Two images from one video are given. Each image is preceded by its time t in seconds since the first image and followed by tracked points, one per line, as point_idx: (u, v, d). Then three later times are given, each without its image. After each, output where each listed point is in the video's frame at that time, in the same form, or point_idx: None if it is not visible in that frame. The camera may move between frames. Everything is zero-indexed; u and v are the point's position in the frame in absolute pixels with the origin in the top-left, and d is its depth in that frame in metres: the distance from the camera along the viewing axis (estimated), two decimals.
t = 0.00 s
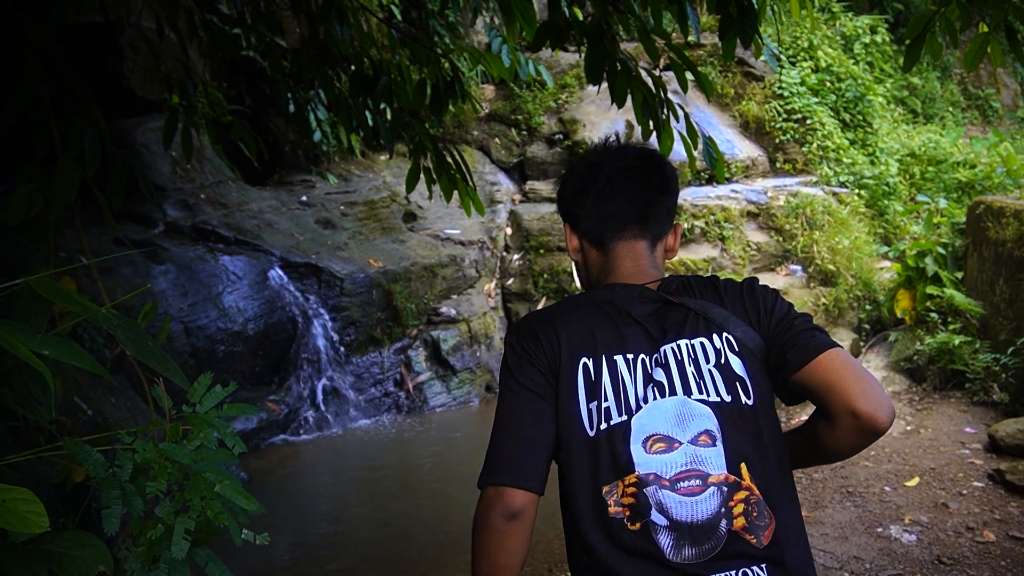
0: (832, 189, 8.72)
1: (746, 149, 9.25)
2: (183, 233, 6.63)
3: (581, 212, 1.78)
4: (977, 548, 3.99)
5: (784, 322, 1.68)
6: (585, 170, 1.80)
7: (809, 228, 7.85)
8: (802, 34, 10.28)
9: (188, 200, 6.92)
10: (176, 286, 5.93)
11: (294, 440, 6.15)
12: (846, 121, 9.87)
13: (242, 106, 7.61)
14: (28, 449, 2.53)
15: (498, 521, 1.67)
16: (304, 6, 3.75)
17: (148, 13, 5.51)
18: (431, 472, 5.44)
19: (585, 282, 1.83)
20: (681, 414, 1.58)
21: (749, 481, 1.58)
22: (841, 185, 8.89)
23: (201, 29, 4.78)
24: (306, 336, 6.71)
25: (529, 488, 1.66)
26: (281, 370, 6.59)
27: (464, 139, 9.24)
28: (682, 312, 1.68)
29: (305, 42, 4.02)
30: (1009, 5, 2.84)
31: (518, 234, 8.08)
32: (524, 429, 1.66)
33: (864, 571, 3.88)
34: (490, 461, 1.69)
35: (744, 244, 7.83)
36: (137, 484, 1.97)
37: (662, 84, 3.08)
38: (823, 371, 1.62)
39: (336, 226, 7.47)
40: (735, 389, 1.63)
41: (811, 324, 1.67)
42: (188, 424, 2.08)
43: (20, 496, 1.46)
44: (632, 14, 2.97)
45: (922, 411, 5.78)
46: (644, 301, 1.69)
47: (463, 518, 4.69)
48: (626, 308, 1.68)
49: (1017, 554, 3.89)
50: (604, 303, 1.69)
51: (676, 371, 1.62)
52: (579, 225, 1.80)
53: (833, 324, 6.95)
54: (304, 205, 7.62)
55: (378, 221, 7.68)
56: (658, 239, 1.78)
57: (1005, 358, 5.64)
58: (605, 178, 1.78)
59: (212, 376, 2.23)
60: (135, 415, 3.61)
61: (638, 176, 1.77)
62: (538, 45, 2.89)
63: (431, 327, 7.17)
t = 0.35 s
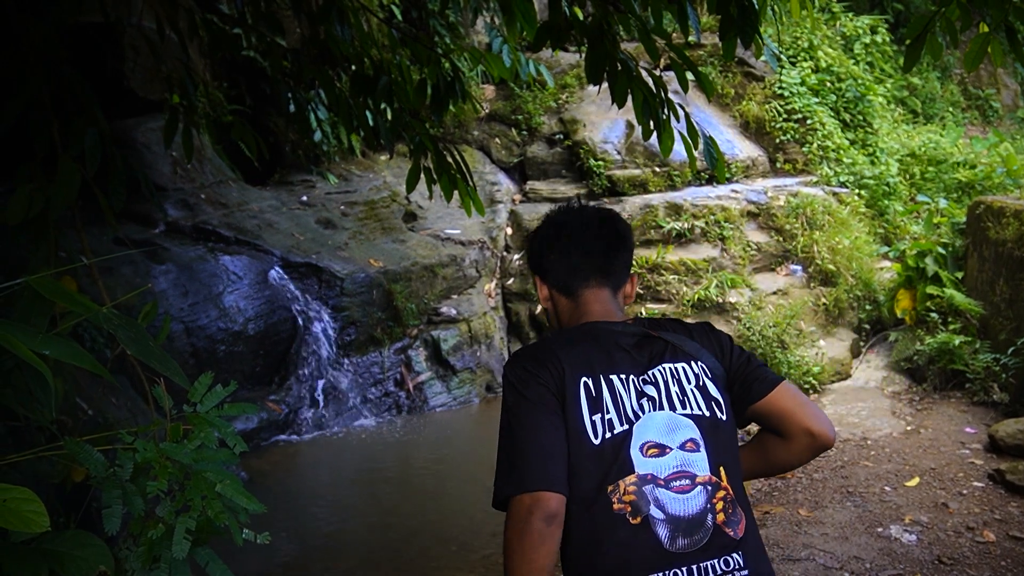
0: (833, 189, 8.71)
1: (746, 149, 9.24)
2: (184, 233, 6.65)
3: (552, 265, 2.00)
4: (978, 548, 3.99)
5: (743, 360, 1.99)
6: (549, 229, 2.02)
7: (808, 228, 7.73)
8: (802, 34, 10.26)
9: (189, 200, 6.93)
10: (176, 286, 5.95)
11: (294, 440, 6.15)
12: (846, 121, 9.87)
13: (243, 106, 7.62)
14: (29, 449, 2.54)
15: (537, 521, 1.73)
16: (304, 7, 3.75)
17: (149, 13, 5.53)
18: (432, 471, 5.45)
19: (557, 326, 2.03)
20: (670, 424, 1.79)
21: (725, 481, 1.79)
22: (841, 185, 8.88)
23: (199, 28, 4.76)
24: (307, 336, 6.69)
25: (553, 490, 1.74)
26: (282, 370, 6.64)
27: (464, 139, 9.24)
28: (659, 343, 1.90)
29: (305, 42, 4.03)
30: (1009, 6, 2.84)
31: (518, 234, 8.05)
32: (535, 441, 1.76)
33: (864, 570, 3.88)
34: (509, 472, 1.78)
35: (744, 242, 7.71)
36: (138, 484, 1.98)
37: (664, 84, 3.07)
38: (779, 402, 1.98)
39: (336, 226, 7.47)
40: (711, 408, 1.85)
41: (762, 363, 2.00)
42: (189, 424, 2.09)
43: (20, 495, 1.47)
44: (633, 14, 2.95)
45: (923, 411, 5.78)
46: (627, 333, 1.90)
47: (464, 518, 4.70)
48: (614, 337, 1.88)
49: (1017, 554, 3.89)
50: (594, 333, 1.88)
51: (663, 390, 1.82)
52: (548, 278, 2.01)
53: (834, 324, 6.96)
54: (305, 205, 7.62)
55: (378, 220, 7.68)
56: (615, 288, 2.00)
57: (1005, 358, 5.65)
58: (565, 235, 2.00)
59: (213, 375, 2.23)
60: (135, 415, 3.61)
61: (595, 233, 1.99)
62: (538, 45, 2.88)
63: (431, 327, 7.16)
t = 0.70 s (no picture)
0: (832, 189, 8.71)
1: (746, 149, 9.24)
2: (184, 233, 6.65)
3: (566, 248, 2.47)
4: (978, 547, 3.99)
5: (708, 321, 2.39)
6: (566, 224, 2.51)
7: (809, 228, 7.73)
8: (802, 34, 10.26)
9: (189, 200, 6.94)
10: (176, 285, 5.95)
11: (294, 439, 6.14)
12: (845, 121, 9.86)
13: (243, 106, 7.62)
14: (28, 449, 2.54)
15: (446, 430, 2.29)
16: (305, 7, 3.75)
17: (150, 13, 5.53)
18: (432, 470, 5.45)
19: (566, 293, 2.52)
20: (625, 382, 2.27)
21: (659, 428, 2.26)
22: (841, 185, 8.89)
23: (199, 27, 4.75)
24: (308, 335, 6.72)
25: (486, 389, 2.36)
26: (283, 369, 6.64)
27: (464, 139, 9.23)
28: (637, 317, 2.33)
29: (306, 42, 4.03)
30: (1009, 6, 2.84)
31: (518, 233, 8.04)
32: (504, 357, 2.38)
33: (864, 570, 3.87)
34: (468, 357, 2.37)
35: (744, 242, 7.70)
36: (138, 483, 1.99)
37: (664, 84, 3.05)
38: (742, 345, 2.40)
39: (336, 225, 7.48)
40: (663, 370, 2.30)
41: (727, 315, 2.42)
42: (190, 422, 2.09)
43: (20, 493, 1.47)
44: (633, 13, 2.94)
45: (923, 412, 5.78)
46: (613, 305, 2.35)
47: (464, 517, 4.70)
48: (603, 308, 2.34)
49: (1017, 553, 3.89)
50: (582, 303, 2.34)
51: (627, 355, 2.28)
52: (560, 257, 2.49)
53: (834, 324, 6.96)
54: (305, 205, 7.62)
55: (378, 220, 7.68)
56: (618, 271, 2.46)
57: (1005, 358, 5.66)
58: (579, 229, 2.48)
59: (213, 374, 2.24)
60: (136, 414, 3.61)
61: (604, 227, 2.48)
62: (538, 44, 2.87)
63: (432, 327, 7.19)
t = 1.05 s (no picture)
0: (832, 189, 8.72)
1: (746, 149, 9.24)
2: (184, 232, 6.65)
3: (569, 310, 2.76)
4: (977, 546, 4.00)
5: (661, 389, 2.67)
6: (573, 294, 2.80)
7: (808, 228, 7.74)
8: (801, 34, 10.27)
9: (189, 199, 6.94)
10: (176, 285, 5.95)
11: (294, 438, 6.17)
12: (845, 121, 9.87)
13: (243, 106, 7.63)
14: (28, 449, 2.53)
15: (500, 453, 2.56)
16: (305, 7, 3.76)
17: (150, 12, 5.54)
18: (432, 470, 5.46)
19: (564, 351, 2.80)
20: (599, 413, 2.56)
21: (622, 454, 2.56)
22: (840, 185, 8.90)
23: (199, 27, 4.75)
24: (307, 335, 6.67)
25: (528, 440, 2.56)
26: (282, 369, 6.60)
27: (464, 138, 9.23)
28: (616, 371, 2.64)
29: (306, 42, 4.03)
30: (1009, 6, 2.85)
31: (517, 233, 7.99)
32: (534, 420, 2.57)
33: (864, 570, 3.87)
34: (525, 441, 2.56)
35: (743, 242, 7.71)
36: (139, 481, 2.01)
37: (664, 83, 3.05)
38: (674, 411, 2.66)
39: (336, 225, 7.48)
40: (628, 409, 2.59)
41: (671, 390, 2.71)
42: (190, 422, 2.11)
43: (22, 492, 1.49)
44: (634, 12, 2.94)
45: (922, 411, 5.78)
46: (596, 360, 2.66)
47: (463, 517, 4.70)
48: (589, 364, 2.64)
49: (1016, 552, 3.90)
50: (574, 359, 2.65)
51: (603, 395, 2.58)
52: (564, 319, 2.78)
53: (833, 324, 6.97)
54: (305, 204, 7.62)
55: (378, 220, 7.69)
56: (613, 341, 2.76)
57: (1004, 357, 5.67)
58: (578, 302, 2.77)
59: (214, 374, 2.26)
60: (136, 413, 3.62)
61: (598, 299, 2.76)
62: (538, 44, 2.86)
63: (431, 326, 7.19)
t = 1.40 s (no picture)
0: (831, 189, 8.72)
1: (746, 148, 9.25)
2: (183, 232, 6.65)
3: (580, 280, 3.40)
4: (977, 545, 4.00)
5: (631, 320, 3.20)
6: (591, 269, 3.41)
7: (808, 227, 7.74)
8: (801, 33, 10.28)
9: (189, 199, 6.94)
10: (176, 284, 5.95)
11: (294, 437, 6.17)
12: (844, 120, 9.87)
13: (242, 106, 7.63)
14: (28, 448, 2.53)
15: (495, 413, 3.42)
16: (305, 6, 3.76)
17: (150, 12, 5.54)
18: (432, 469, 5.46)
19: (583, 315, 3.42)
20: (576, 345, 3.20)
21: (595, 374, 3.13)
22: (840, 184, 8.91)
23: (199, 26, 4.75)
24: (306, 334, 6.69)
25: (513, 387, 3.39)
26: (281, 368, 6.61)
27: (464, 138, 9.22)
28: (598, 313, 3.25)
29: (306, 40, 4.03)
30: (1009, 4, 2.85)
31: (517, 233, 8.00)
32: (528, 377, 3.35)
33: (864, 569, 3.87)
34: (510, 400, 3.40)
35: (743, 241, 7.70)
36: (139, 480, 2.01)
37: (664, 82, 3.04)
38: (637, 329, 3.14)
39: (336, 224, 7.48)
40: (600, 336, 3.19)
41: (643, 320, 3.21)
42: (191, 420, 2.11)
43: (23, 491, 1.50)
44: (634, 11, 2.94)
45: (921, 410, 5.79)
46: (587, 309, 3.29)
47: (463, 516, 4.71)
48: (580, 312, 3.29)
49: (1016, 551, 3.91)
50: (575, 311, 3.31)
51: (581, 331, 3.22)
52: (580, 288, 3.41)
53: (833, 323, 6.97)
54: (304, 204, 7.62)
55: (378, 219, 7.69)
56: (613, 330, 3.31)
57: (1004, 357, 5.68)
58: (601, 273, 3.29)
59: (214, 373, 2.27)
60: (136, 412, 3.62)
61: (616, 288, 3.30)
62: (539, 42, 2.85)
63: (431, 325, 7.19)
